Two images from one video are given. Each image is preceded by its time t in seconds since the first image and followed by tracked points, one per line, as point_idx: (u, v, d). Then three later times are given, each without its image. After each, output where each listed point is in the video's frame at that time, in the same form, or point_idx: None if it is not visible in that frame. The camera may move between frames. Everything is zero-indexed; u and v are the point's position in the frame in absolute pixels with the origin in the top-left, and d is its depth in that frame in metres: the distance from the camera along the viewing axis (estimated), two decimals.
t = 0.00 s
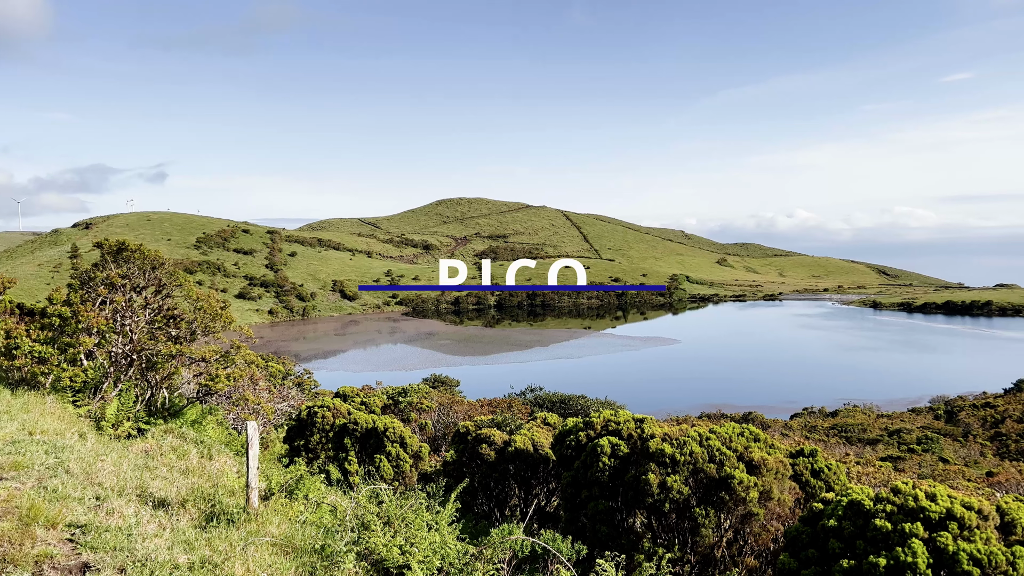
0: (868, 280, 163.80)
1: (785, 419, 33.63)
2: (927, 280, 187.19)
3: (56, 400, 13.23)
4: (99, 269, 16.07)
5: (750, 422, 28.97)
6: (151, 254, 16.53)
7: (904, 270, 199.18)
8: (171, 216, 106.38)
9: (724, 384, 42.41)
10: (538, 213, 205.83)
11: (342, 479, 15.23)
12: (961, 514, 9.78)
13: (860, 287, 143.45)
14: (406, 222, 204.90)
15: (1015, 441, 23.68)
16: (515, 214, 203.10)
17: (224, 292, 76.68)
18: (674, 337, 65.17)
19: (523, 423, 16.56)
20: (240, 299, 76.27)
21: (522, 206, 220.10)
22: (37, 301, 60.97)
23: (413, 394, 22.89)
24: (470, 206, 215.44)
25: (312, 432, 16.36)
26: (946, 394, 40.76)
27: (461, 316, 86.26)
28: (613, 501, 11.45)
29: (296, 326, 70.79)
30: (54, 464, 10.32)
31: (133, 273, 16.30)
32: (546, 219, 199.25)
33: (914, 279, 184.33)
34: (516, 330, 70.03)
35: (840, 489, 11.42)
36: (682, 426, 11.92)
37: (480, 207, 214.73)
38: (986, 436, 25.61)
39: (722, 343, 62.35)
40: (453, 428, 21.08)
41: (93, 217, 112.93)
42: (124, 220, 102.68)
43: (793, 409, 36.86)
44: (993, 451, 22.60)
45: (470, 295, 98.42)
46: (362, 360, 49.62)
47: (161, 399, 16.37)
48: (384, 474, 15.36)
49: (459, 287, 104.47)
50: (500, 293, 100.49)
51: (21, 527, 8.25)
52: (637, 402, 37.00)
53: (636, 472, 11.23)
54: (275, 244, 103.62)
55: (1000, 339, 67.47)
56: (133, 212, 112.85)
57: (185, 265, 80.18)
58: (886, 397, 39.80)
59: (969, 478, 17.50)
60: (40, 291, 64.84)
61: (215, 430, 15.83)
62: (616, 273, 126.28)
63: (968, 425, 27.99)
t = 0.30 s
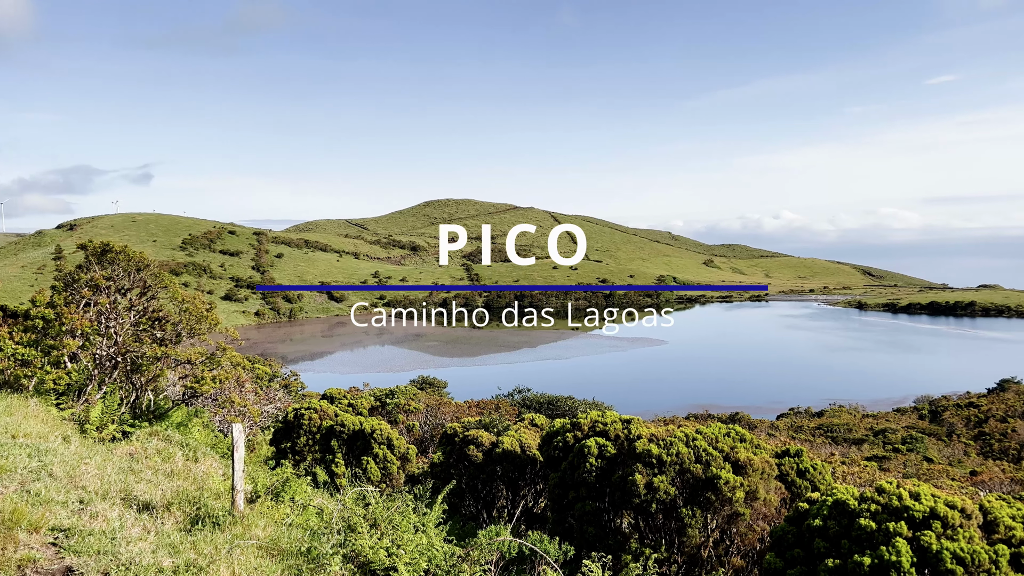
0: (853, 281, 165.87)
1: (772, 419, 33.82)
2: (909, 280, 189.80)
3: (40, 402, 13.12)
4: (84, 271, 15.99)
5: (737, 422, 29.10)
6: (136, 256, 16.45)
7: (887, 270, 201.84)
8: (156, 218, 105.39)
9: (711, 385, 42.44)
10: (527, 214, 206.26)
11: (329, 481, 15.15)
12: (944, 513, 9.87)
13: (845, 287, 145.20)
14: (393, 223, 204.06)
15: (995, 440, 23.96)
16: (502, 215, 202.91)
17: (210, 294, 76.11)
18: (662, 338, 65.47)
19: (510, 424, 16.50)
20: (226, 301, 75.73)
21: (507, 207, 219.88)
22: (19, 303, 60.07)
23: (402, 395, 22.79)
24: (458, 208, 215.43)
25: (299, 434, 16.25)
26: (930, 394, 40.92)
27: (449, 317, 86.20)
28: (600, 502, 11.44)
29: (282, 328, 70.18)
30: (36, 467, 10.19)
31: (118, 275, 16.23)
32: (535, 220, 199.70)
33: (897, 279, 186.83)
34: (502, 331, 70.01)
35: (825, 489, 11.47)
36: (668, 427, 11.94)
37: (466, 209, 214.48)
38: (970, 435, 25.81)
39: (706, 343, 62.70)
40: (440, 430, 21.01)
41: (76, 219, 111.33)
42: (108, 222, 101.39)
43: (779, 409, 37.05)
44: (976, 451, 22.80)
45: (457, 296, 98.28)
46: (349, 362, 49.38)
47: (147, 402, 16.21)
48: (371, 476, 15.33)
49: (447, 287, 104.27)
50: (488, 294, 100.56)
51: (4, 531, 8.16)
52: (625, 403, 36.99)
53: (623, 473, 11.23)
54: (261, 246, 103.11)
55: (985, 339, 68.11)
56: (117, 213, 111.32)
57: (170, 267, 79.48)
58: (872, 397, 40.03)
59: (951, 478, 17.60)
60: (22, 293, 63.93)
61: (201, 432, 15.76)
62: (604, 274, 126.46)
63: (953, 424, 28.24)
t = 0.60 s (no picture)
0: (837, 281, 167.45)
1: (759, 419, 33.95)
2: (892, 280, 192.07)
3: (21, 405, 13.01)
4: (66, 272, 15.70)
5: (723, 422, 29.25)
6: (120, 258, 16.09)
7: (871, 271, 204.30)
8: (140, 219, 104.59)
9: (697, 385, 42.50)
10: (515, 215, 206.69)
11: (315, 483, 15.04)
12: (927, 512, 9.94)
13: (830, 287, 146.64)
14: (381, 224, 203.53)
15: (979, 439, 24.20)
16: (489, 216, 202.92)
17: (195, 295, 75.56)
18: (648, 338, 65.69)
19: (497, 425, 16.41)
20: (211, 302, 75.19)
21: (493, 208, 219.60)
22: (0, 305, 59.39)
23: (388, 397, 22.67)
24: (445, 209, 215.32)
25: (285, 436, 16.13)
26: (914, 394, 41.06)
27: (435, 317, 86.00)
28: (587, 503, 11.42)
29: (267, 329, 69.63)
30: (18, 471, 10.08)
31: (101, 277, 15.92)
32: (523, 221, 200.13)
33: (880, 279, 189.16)
34: (489, 332, 69.73)
35: (810, 488, 11.51)
36: (655, 427, 11.96)
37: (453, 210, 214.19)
38: (953, 434, 26.12)
39: (687, 343, 63.13)
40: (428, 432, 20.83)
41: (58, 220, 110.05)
42: (91, 224, 100.17)
43: (766, 409, 37.20)
44: (960, 450, 23.05)
45: (444, 296, 97.83)
46: (336, 364, 49.15)
47: (130, 404, 16.39)
48: (357, 479, 15.24)
49: (434, 288, 104.25)
50: (475, 296, 100.24)
51: None
52: (612, 404, 36.94)
53: (610, 474, 11.24)
54: (247, 247, 102.72)
55: (968, 339, 68.60)
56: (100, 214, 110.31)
57: (155, 269, 78.79)
58: (857, 397, 40.22)
59: (934, 476, 17.68)
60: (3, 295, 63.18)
61: (185, 434, 15.69)
62: (591, 275, 126.84)
63: (937, 423, 28.58)
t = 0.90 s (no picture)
0: (821, 281, 169.18)
1: (743, 419, 33.85)
2: (875, 280, 194.19)
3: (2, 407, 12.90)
4: (48, 273, 15.71)
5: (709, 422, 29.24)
6: (102, 258, 16.14)
7: (854, 270, 206.72)
8: (123, 219, 103.87)
9: (682, 385, 42.65)
10: (501, 216, 207.10)
11: (300, 485, 14.94)
12: (910, 510, 10.01)
13: (814, 287, 147.89)
14: (367, 224, 203.01)
15: (963, 437, 24.41)
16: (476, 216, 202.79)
17: (178, 296, 75.05)
18: (632, 339, 65.77)
19: (483, 425, 16.34)
20: (195, 303, 74.68)
21: (479, 208, 219.35)
22: None
23: (375, 398, 22.48)
24: (429, 209, 214.99)
25: (269, 438, 15.97)
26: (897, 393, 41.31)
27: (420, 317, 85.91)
28: (574, 503, 11.40)
29: (251, 330, 69.22)
30: None
31: (82, 277, 15.87)
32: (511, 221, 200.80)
33: (864, 279, 191.29)
34: (475, 332, 69.62)
35: (795, 487, 11.58)
36: (640, 427, 11.95)
37: (439, 210, 213.88)
38: (936, 432, 26.43)
39: (669, 343, 63.27)
40: (414, 433, 20.67)
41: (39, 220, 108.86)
42: (74, 224, 99.51)
43: (750, 409, 37.29)
44: (942, 448, 23.27)
45: (430, 297, 97.77)
46: (324, 365, 48.97)
47: (113, 406, 16.28)
48: (343, 480, 15.16)
49: (420, 288, 104.23)
50: (461, 296, 100.34)
51: None
52: (598, 404, 36.98)
53: (596, 474, 11.24)
54: (231, 248, 102.34)
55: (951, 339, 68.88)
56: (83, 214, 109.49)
57: (138, 269, 78.18)
58: (841, 397, 40.41)
59: (919, 475, 17.71)
60: None
61: (169, 436, 15.61)
62: (576, 275, 127.19)
63: (920, 422, 28.88)
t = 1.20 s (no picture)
0: (804, 281, 170.57)
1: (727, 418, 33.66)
2: (858, 280, 196.12)
3: None
4: (28, 273, 15.59)
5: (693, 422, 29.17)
6: (82, 258, 16.04)
7: (836, 270, 208.60)
8: (106, 219, 102.97)
9: (667, 385, 42.73)
10: (488, 215, 207.16)
11: (284, 486, 14.85)
12: (893, 508, 10.08)
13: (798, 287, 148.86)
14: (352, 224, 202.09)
15: (945, 436, 24.67)
16: (462, 216, 202.50)
17: (161, 296, 74.43)
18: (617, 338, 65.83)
19: (469, 426, 16.28)
20: (178, 303, 74.09)
21: (466, 208, 219.07)
22: None
23: (360, 399, 22.28)
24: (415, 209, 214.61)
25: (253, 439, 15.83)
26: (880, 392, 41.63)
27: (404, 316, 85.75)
28: (559, 502, 11.41)
29: (235, 331, 68.56)
30: None
31: (63, 278, 15.77)
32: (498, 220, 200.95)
33: (847, 279, 193.32)
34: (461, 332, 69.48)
35: (778, 486, 11.63)
36: (625, 427, 11.97)
37: (424, 210, 213.53)
38: (918, 431, 26.65)
39: (654, 343, 63.19)
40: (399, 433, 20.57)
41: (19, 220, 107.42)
42: (55, 224, 98.42)
43: (734, 409, 37.41)
44: (924, 447, 23.53)
45: (415, 296, 97.62)
46: (309, 366, 48.77)
47: (94, 407, 16.13)
48: (327, 481, 15.10)
49: (405, 288, 104.03)
50: (447, 296, 100.27)
51: None
52: (584, 404, 37.08)
53: (581, 473, 11.24)
54: (215, 247, 101.73)
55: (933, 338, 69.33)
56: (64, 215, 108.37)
57: (120, 269, 77.47)
58: (824, 396, 40.66)
59: (900, 473, 17.88)
60: None
61: (151, 437, 15.50)
62: (562, 275, 127.25)
63: (902, 420, 29.14)
